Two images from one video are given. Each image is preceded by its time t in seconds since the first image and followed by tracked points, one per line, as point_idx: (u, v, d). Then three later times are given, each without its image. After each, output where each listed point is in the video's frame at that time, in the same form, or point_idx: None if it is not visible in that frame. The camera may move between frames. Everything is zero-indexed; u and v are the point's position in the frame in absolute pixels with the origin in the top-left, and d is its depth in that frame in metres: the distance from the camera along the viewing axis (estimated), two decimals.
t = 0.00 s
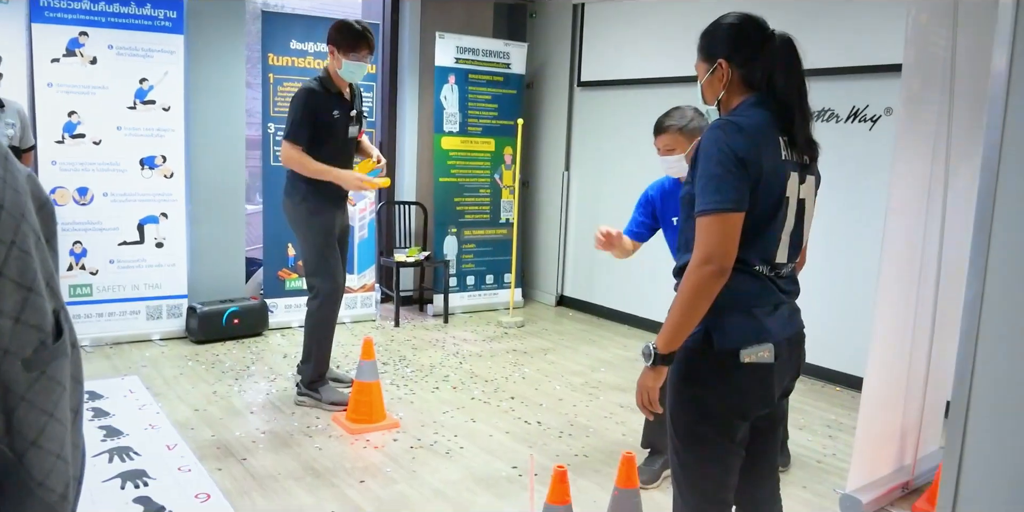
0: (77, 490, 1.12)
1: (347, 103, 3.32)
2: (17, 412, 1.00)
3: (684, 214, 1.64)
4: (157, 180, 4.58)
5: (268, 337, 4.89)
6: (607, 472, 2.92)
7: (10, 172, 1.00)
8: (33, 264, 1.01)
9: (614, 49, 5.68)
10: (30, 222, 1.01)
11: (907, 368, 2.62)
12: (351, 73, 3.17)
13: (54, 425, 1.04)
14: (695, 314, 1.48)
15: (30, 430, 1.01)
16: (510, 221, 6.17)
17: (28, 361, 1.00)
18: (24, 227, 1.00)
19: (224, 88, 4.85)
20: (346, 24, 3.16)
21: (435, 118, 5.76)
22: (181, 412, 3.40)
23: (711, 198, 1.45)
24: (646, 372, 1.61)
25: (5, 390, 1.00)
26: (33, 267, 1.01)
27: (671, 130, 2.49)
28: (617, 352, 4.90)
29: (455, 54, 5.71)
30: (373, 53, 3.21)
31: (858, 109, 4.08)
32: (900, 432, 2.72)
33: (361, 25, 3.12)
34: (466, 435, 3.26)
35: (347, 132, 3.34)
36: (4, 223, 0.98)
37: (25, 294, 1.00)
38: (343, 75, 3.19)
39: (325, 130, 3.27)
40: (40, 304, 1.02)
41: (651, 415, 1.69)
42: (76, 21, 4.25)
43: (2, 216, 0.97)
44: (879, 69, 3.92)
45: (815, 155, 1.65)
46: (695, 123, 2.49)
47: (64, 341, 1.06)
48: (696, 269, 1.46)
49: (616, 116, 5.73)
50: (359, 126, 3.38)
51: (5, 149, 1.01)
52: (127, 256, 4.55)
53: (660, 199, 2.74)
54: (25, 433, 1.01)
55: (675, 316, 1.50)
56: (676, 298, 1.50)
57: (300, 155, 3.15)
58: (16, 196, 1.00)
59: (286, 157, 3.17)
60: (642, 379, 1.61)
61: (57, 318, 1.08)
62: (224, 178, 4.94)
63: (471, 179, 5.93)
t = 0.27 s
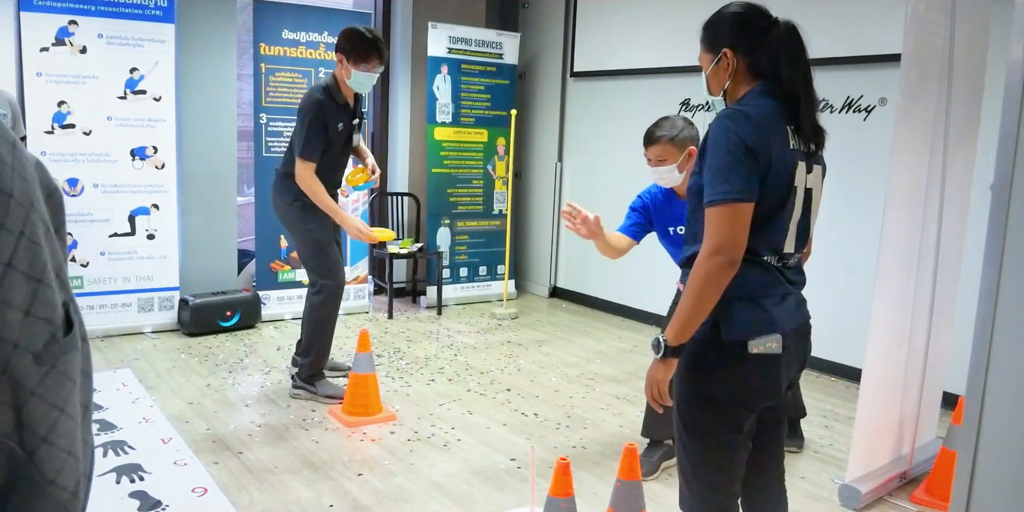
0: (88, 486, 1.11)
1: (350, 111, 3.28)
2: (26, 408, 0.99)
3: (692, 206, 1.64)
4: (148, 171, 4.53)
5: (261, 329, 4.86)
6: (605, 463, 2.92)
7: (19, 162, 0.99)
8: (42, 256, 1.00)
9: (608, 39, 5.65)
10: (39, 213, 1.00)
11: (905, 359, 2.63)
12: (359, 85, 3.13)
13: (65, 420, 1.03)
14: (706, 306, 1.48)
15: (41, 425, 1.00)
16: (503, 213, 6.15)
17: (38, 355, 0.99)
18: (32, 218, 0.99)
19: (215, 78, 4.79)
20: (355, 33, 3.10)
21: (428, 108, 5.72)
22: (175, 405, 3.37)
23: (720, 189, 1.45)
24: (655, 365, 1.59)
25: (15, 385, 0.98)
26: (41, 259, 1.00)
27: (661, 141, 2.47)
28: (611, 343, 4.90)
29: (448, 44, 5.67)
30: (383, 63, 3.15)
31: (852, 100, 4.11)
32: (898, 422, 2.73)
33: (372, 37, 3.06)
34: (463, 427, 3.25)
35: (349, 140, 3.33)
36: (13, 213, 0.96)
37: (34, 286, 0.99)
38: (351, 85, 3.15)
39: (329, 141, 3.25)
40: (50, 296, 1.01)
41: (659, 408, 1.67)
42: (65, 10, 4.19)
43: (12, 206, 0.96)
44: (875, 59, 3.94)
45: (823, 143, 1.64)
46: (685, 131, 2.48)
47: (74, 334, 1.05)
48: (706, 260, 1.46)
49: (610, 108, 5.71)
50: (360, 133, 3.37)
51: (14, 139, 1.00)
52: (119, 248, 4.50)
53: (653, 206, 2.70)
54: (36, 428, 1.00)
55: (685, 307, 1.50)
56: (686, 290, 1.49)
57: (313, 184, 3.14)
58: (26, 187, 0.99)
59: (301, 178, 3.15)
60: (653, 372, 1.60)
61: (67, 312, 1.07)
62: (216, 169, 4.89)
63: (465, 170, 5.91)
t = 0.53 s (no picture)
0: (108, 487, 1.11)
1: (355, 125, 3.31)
2: (48, 413, 0.99)
3: (699, 205, 1.64)
4: (142, 175, 4.51)
5: (257, 332, 4.84)
6: (606, 463, 2.92)
7: (37, 164, 0.98)
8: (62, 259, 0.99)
9: (602, 39, 5.66)
10: (58, 215, 1.00)
11: (904, 356, 2.64)
12: (368, 103, 3.17)
13: (86, 423, 1.03)
14: (717, 304, 1.48)
15: (62, 430, 1.00)
16: (498, 214, 6.14)
17: (58, 358, 0.99)
18: (52, 220, 0.98)
19: (208, 80, 4.77)
20: (367, 51, 3.11)
21: (423, 110, 5.71)
22: (173, 410, 3.36)
23: (728, 187, 1.45)
24: (667, 366, 1.60)
25: (37, 389, 0.98)
26: (61, 261, 0.99)
27: (665, 144, 2.48)
28: (608, 343, 4.90)
29: (442, 45, 5.67)
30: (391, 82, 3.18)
31: (847, 98, 4.13)
32: (897, 419, 2.74)
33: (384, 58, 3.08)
34: (463, 428, 3.25)
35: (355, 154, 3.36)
36: (33, 216, 0.96)
37: (55, 289, 0.98)
38: (361, 103, 3.18)
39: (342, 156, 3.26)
40: (70, 299, 1.00)
41: (671, 410, 1.68)
42: (57, 13, 4.16)
43: (32, 209, 0.96)
44: (868, 57, 3.97)
45: (825, 138, 1.65)
46: (688, 135, 2.49)
47: (93, 338, 1.05)
48: (717, 258, 1.46)
49: (605, 108, 5.71)
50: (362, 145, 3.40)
51: (31, 140, 1.00)
52: (114, 252, 4.48)
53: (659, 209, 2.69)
54: (57, 432, 1.00)
55: (697, 306, 1.50)
56: (698, 289, 1.49)
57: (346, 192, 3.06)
58: (46, 188, 0.98)
59: (335, 192, 3.09)
60: (665, 373, 1.60)
61: (85, 314, 1.07)
62: (211, 172, 4.87)
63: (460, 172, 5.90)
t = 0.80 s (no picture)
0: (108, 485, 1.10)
1: (345, 128, 3.28)
2: (48, 408, 0.98)
3: (691, 202, 1.66)
4: (127, 174, 4.47)
5: (244, 332, 4.81)
6: (596, 460, 2.93)
7: (34, 158, 0.97)
8: (61, 253, 0.98)
9: (588, 39, 5.67)
10: (56, 209, 0.99)
11: (890, 353, 2.67)
12: (359, 107, 3.16)
13: (88, 419, 1.02)
14: (712, 298, 1.50)
15: (63, 426, 0.99)
16: (485, 212, 6.14)
17: (59, 354, 0.98)
18: (51, 214, 0.97)
19: (194, 79, 4.74)
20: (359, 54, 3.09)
21: (410, 108, 5.70)
22: (160, 410, 3.33)
23: (719, 181, 1.46)
24: (664, 361, 1.63)
25: (38, 384, 0.97)
26: (61, 255, 0.98)
27: (674, 135, 2.55)
28: (596, 341, 4.92)
29: (428, 44, 5.66)
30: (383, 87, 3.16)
31: (832, 98, 4.18)
32: (884, 415, 2.77)
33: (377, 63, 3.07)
34: (453, 427, 3.25)
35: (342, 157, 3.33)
36: (32, 210, 0.95)
37: (54, 284, 0.97)
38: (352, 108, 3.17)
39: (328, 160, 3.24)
40: (70, 293, 0.99)
41: (668, 404, 1.70)
42: (40, 11, 4.12)
43: (31, 204, 0.95)
44: (853, 56, 4.01)
45: (812, 130, 1.66)
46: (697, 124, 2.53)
47: (93, 333, 1.04)
48: (710, 253, 1.47)
49: (592, 106, 5.72)
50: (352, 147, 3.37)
51: (28, 134, 0.99)
52: (98, 252, 4.44)
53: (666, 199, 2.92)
54: (59, 428, 0.99)
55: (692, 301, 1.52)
56: (692, 284, 1.51)
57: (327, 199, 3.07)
58: (44, 183, 0.97)
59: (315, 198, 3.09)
60: (661, 369, 1.63)
61: (84, 310, 1.06)
62: (196, 171, 4.84)
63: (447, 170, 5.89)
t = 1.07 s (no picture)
0: (106, 483, 1.10)
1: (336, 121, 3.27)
2: (45, 406, 0.98)
3: (687, 196, 1.66)
4: (120, 171, 4.45)
5: (238, 330, 4.80)
6: (592, 456, 2.94)
7: (30, 155, 0.97)
8: (57, 250, 0.98)
9: (581, 35, 5.67)
10: (53, 207, 0.98)
11: (885, 347, 2.69)
12: (350, 100, 3.14)
13: (84, 418, 1.02)
14: (709, 291, 1.50)
15: (60, 425, 0.99)
16: (480, 209, 6.14)
17: (56, 352, 0.98)
18: (47, 211, 0.97)
19: (186, 76, 4.72)
20: (348, 46, 3.09)
21: (403, 105, 5.69)
22: (155, 408, 3.32)
23: (713, 173, 1.46)
24: (661, 355, 1.61)
25: (34, 383, 0.97)
26: (57, 253, 0.98)
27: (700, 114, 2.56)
28: (591, 337, 4.92)
29: (421, 41, 5.65)
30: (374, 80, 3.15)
31: (825, 93, 4.19)
32: (878, 409, 2.79)
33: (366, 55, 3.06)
34: (449, 423, 3.25)
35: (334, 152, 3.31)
36: (28, 208, 0.95)
37: (51, 281, 0.97)
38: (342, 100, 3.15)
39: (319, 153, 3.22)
40: (66, 291, 0.99)
41: (665, 399, 1.70)
42: (31, 7, 4.09)
43: (27, 201, 0.94)
44: (845, 51, 4.02)
45: (806, 123, 1.67)
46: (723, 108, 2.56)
47: (90, 332, 1.04)
48: (706, 245, 1.48)
49: (585, 102, 5.72)
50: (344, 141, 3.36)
51: (24, 131, 0.98)
52: (91, 251, 4.42)
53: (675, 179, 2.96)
54: (55, 427, 0.98)
55: (689, 294, 1.52)
56: (688, 276, 1.51)
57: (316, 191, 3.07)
58: (39, 180, 0.97)
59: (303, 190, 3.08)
60: (659, 362, 1.62)
61: (81, 308, 1.06)
62: (189, 169, 4.82)
63: (440, 167, 5.88)
